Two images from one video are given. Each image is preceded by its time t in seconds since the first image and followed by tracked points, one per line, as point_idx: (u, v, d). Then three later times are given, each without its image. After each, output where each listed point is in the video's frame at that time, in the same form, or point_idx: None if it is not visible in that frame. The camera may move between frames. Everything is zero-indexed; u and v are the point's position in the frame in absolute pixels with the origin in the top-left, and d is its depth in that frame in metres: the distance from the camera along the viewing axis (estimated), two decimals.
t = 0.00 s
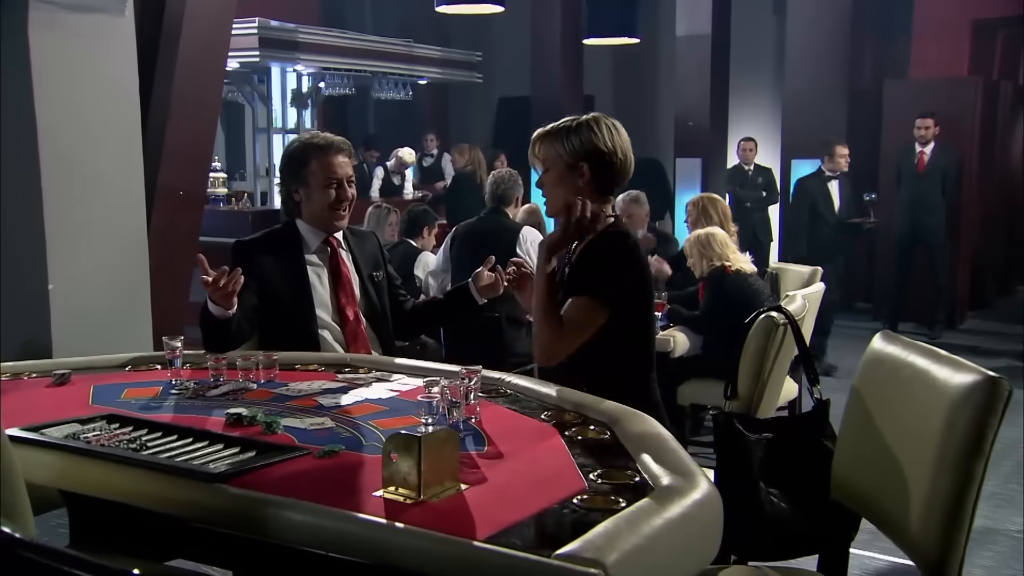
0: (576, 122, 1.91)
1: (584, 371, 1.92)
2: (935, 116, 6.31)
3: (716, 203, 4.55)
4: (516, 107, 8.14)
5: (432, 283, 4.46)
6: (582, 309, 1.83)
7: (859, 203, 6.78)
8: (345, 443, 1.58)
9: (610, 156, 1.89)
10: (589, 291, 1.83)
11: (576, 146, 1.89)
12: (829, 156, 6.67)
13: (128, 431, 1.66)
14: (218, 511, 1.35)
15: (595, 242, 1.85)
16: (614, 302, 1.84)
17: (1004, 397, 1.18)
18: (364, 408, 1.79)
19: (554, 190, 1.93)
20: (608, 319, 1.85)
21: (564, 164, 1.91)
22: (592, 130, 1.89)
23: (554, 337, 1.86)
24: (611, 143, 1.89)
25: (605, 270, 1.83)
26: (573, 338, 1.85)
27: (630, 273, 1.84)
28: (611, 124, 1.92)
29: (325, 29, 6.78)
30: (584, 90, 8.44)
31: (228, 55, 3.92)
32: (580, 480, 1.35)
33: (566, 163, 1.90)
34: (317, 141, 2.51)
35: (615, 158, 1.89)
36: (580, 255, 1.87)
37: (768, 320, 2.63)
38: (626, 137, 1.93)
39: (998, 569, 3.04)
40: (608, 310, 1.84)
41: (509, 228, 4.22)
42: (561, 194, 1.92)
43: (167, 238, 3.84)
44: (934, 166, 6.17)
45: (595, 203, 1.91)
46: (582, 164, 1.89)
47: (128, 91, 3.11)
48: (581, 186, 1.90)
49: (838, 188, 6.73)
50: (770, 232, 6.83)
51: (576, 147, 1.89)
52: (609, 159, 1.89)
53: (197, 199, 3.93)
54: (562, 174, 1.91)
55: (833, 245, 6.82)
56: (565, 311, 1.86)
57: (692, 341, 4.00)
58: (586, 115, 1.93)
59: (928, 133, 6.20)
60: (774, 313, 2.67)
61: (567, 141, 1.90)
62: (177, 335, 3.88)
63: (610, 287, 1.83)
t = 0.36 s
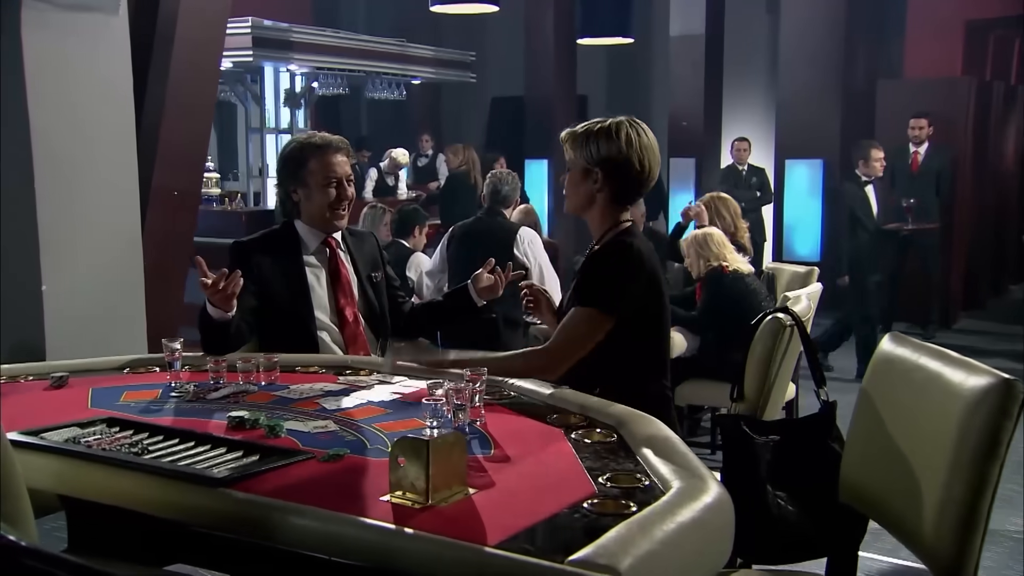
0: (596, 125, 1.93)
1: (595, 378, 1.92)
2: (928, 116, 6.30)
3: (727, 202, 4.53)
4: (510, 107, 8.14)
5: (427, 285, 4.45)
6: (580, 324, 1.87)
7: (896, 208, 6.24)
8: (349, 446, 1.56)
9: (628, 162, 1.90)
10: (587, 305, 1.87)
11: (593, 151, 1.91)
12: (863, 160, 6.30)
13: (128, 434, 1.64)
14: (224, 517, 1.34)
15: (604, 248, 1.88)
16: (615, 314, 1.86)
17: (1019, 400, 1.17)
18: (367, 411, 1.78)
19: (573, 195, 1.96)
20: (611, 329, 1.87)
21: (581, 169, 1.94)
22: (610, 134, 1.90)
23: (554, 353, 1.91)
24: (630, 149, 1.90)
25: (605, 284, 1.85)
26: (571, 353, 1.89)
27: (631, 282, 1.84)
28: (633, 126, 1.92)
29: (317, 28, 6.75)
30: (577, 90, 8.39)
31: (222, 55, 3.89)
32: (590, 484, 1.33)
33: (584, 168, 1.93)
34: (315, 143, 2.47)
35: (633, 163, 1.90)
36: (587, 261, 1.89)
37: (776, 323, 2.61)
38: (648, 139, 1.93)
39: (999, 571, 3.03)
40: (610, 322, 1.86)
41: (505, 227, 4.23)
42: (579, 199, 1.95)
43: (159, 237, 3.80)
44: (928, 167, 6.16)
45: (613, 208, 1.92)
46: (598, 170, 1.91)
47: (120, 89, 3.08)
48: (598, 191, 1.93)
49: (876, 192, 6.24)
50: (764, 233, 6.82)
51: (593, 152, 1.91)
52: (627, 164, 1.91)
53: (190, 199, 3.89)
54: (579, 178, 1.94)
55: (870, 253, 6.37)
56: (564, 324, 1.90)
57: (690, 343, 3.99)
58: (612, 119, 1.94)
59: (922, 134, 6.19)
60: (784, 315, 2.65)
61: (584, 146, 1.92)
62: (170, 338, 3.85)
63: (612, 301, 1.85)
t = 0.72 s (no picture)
0: (621, 120, 1.90)
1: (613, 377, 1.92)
2: (921, 116, 6.31)
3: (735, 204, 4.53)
4: (502, 106, 8.13)
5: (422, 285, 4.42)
6: (629, 321, 1.81)
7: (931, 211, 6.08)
8: (354, 450, 1.54)
9: (658, 157, 1.89)
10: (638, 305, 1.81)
11: (624, 147, 1.87)
12: (900, 161, 5.90)
13: (129, 438, 1.62)
14: (229, 522, 1.32)
15: (641, 246, 1.84)
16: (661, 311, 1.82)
17: None
18: (370, 414, 1.76)
19: (600, 193, 1.92)
20: (656, 326, 1.82)
21: (610, 165, 1.90)
22: (638, 129, 1.88)
23: (603, 353, 1.83)
24: (658, 144, 1.88)
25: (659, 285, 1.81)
26: (619, 353, 1.82)
27: (672, 281, 1.82)
28: (653, 120, 1.91)
29: (310, 27, 6.72)
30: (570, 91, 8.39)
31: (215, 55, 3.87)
32: (600, 488, 1.32)
33: (614, 163, 1.89)
34: (329, 147, 2.41)
35: (662, 159, 1.89)
36: (634, 261, 1.83)
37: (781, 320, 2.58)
38: (669, 134, 1.93)
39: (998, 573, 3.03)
40: (655, 318, 1.81)
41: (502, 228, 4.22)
42: (607, 195, 1.91)
43: (153, 237, 3.78)
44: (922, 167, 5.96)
45: (641, 205, 1.91)
46: (630, 166, 1.88)
47: (115, 90, 3.06)
48: (628, 188, 1.90)
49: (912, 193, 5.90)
50: (757, 233, 6.84)
51: (624, 148, 1.87)
52: (656, 160, 1.89)
53: (184, 199, 3.87)
54: (609, 175, 1.90)
55: (906, 249, 5.99)
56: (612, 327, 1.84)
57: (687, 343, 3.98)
58: (632, 115, 1.92)
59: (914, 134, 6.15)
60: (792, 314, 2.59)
61: (614, 141, 1.88)
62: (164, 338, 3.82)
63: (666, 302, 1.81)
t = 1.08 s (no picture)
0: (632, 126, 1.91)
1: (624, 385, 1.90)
2: (914, 116, 6.32)
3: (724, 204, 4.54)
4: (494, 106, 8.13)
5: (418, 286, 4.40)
6: (679, 344, 1.78)
7: (981, 210, 5.96)
8: (359, 454, 1.53)
9: (662, 163, 1.89)
10: (674, 321, 1.78)
11: (627, 152, 1.89)
12: (947, 157, 5.86)
13: (130, 443, 1.59)
14: (236, 528, 1.30)
15: (641, 253, 1.84)
16: (694, 324, 1.80)
17: None
18: (374, 417, 1.74)
19: (605, 196, 1.94)
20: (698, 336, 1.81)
21: (613, 170, 1.92)
22: (644, 134, 1.89)
23: (688, 384, 1.81)
24: (665, 150, 1.88)
25: (675, 290, 1.79)
26: (698, 379, 1.80)
27: (674, 286, 1.79)
28: (666, 127, 1.91)
29: (302, 26, 6.69)
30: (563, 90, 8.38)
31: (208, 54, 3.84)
32: (610, 493, 1.30)
33: (616, 169, 1.91)
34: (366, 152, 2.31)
35: (669, 165, 1.89)
36: (644, 263, 1.82)
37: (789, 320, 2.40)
38: (680, 142, 1.92)
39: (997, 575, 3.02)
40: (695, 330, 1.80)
41: (500, 229, 4.13)
42: (611, 200, 1.93)
43: (146, 236, 3.75)
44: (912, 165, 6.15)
45: (644, 211, 1.91)
46: (631, 171, 1.89)
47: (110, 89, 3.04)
48: (631, 192, 1.91)
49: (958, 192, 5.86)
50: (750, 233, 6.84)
51: (628, 152, 1.89)
52: (661, 165, 1.89)
53: (178, 198, 3.85)
54: (611, 179, 1.92)
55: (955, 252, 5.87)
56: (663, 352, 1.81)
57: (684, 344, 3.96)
58: (645, 121, 1.93)
59: (906, 134, 6.20)
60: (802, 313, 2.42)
61: (619, 146, 1.90)
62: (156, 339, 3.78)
63: (687, 312, 1.79)
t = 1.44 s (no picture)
0: (627, 130, 1.89)
1: (629, 391, 1.90)
2: (905, 116, 6.32)
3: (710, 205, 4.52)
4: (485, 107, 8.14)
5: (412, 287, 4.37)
6: (683, 358, 1.77)
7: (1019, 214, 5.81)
8: (365, 459, 1.51)
9: (662, 166, 1.86)
10: (678, 334, 1.78)
11: (626, 156, 1.87)
12: (982, 159, 5.79)
13: (131, 448, 1.57)
14: (241, 535, 1.29)
15: (646, 263, 1.83)
16: (699, 335, 1.79)
17: None
18: (378, 421, 1.73)
19: (605, 202, 1.93)
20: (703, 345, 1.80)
21: (613, 175, 1.90)
22: (641, 137, 1.87)
23: (694, 400, 1.79)
24: (664, 153, 1.86)
25: (677, 301, 1.78)
26: (703, 394, 1.79)
27: (680, 297, 1.78)
28: (663, 128, 1.89)
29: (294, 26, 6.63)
30: (554, 91, 8.31)
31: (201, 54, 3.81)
32: (621, 497, 1.29)
33: (614, 174, 1.89)
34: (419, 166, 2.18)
35: (669, 168, 1.87)
36: (644, 273, 1.82)
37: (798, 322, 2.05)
38: (678, 141, 1.90)
39: None
40: (700, 339, 1.79)
41: (494, 230, 4.12)
42: (612, 206, 1.91)
43: (137, 238, 3.71)
44: (905, 166, 6.24)
45: (649, 217, 1.89)
46: (631, 176, 1.88)
47: (104, 87, 3.02)
48: (632, 197, 1.89)
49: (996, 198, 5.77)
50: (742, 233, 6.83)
51: (626, 156, 1.87)
52: (661, 168, 1.86)
53: (170, 198, 3.81)
54: (611, 185, 1.90)
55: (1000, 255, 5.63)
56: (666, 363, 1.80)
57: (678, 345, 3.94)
58: (639, 122, 1.91)
59: (898, 134, 6.19)
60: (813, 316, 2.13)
61: (616, 150, 1.88)
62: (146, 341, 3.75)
63: (690, 323, 1.78)
